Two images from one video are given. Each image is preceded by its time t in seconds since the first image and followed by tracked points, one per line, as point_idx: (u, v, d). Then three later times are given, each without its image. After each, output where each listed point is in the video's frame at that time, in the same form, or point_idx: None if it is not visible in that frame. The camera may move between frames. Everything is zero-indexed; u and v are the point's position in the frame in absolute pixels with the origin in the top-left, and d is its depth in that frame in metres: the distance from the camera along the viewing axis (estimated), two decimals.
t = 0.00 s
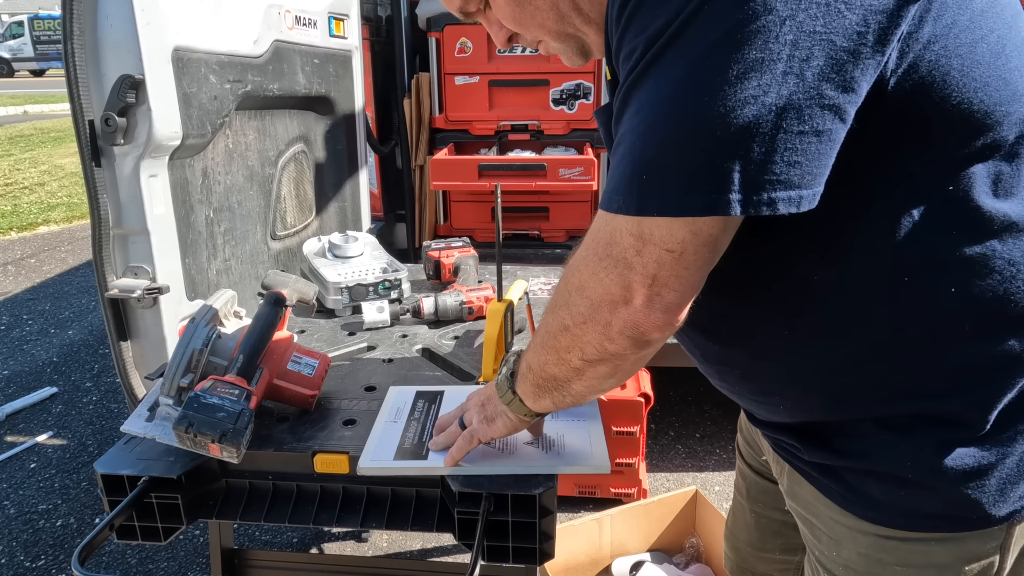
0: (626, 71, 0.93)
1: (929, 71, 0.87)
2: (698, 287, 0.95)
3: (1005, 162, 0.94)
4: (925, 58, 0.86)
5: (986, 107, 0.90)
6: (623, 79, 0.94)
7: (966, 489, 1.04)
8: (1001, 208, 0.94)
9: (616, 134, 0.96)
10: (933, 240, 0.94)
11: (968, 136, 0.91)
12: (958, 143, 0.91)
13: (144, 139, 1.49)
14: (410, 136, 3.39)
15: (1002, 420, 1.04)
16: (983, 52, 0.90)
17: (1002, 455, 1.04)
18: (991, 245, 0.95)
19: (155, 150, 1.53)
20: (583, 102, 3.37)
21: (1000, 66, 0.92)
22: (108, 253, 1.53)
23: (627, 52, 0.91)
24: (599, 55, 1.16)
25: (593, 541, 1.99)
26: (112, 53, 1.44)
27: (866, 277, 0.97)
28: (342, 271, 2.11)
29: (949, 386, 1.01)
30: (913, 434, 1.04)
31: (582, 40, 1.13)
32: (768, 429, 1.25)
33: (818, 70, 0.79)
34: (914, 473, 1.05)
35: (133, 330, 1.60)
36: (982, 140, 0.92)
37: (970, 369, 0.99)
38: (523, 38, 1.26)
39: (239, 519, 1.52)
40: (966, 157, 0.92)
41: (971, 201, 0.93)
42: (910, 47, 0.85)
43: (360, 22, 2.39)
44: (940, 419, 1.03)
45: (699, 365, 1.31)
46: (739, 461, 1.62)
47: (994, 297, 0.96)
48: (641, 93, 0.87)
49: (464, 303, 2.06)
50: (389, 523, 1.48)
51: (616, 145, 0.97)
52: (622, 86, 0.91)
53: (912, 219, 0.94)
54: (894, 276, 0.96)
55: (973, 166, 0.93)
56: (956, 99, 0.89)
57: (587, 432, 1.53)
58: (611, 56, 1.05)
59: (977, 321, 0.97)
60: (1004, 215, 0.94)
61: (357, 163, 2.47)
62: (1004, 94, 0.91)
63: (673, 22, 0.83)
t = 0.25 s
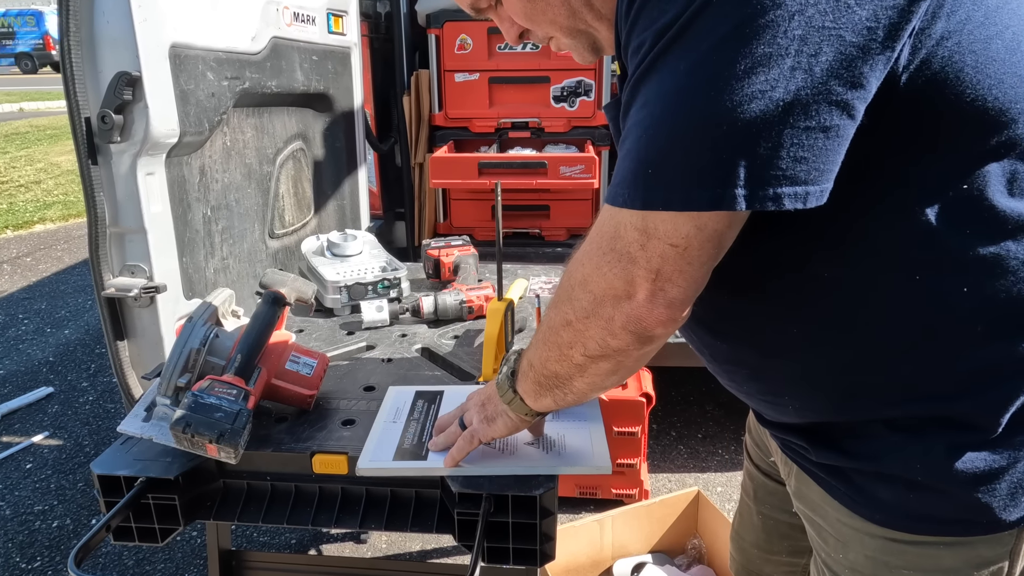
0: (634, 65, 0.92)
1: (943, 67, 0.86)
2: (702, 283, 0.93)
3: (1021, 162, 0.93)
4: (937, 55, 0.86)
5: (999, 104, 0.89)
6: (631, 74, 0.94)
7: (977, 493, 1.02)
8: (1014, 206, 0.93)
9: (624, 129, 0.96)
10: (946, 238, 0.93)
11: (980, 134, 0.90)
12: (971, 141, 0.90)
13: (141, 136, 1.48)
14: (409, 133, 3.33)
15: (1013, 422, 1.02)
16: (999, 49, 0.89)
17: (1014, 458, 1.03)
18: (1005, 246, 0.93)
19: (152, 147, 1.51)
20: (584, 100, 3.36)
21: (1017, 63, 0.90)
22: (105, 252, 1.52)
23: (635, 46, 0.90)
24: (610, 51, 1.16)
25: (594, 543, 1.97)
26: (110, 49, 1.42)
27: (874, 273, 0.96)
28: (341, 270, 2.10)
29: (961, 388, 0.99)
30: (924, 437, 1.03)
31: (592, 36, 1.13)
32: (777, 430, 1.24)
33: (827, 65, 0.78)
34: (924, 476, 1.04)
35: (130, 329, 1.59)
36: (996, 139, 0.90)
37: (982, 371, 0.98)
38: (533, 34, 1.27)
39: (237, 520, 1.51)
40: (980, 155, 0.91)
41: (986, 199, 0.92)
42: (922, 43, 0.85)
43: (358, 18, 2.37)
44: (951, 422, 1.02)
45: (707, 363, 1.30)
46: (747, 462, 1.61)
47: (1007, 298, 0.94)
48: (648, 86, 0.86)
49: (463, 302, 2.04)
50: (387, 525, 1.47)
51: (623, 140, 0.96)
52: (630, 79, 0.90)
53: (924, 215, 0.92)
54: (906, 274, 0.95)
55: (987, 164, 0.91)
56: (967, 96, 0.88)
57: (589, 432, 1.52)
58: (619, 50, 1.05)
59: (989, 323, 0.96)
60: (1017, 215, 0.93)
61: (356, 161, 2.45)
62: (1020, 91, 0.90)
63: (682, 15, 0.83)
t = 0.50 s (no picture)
0: (640, 62, 0.91)
1: (954, 65, 0.85)
2: (707, 282, 0.92)
3: None
4: (949, 53, 0.85)
5: (1011, 103, 0.87)
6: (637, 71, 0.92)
7: (986, 494, 1.01)
8: None
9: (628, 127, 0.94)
10: (955, 237, 0.91)
11: (991, 133, 0.88)
12: (981, 139, 0.89)
13: (138, 134, 1.46)
14: (409, 131, 3.33)
15: None
16: (1010, 47, 0.88)
17: None
18: (1016, 246, 0.92)
19: (149, 145, 1.50)
20: (585, 97, 3.34)
21: None
22: (101, 250, 1.51)
23: (642, 43, 0.89)
24: (616, 49, 1.15)
25: (595, 544, 1.96)
26: (106, 46, 1.41)
27: (882, 271, 0.94)
28: (340, 269, 2.08)
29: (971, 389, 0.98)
30: (933, 438, 1.02)
31: (598, 33, 1.12)
32: (783, 430, 1.23)
33: (835, 63, 0.77)
34: (932, 477, 1.02)
35: (126, 329, 1.58)
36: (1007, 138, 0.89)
37: (992, 371, 0.96)
38: (539, 31, 1.26)
39: (235, 521, 1.49)
40: (991, 155, 0.89)
41: (996, 199, 0.90)
42: (933, 41, 0.84)
43: (357, 15, 2.36)
44: (961, 422, 1.01)
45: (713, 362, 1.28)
46: (752, 462, 1.60)
47: (1018, 299, 0.93)
48: (654, 83, 0.85)
49: (462, 301, 2.02)
50: (387, 526, 1.45)
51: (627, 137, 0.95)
52: (636, 76, 0.89)
53: (933, 214, 0.91)
54: (915, 273, 0.93)
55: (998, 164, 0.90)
56: (977, 94, 0.87)
57: (590, 432, 1.50)
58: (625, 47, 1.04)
59: (999, 323, 0.94)
60: None
61: (355, 159, 2.44)
62: None
63: (689, 11, 0.82)
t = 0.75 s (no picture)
0: (642, 59, 0.89)
1: (960, 62, 0.84)
2: (710, 280, 0.91)
3: None
4: (955, 49, 0.84)
5: (1018, 100, 0.86)
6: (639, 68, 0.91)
7: (993, 495, 0.99)
8: None
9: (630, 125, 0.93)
10: (962, 236, 0.90)
11: (997, 130, 0.87)
12: (988, 137, 0.88)
13: (134, 131, 1.45)
14: (408, 129, 3.33)
15: None
16: (1017, 43, 0.87)
17: None
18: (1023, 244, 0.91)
19: (146, 142, 1.48)
20: (587, 94, 3.32)
21: None
22: (97, 248, 1.49)
23: (645, 39, 0.88)
24: (619, 46, 1.14)
25: (596, 546, 1.95)
26: (102, 42, 1.39)
27: (887, 270, 0.93)
28: (338, 267, 2.07)
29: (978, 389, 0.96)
30: (939, 438, 1.00)
31: (602, 30, 1.11)
32: (788, 430, 1.21)
33: (840, 60, 0.76)
34: (938, 478, 1.01)
35: (123, 328, 1.56)
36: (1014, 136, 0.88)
37: (1000, 370, 0.95)
38: (541, 28, 1.24)
39: (232, 523, 1.48)
40: (998, 152, 0.88)
41: (1003, 196, 0.89)
42: (939, 37, 0.83)
43: (356, 11, 2.34)
44: (967, 422, 0.99)
45: (717, 362, 1.27)
46: (755, 462, 1.58)
47: None
48: (657, 80, 0.84)
49: (462, 301, 2.01)
50: (386, 527, 1.44)
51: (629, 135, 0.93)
52: (639, 72, 0.88)
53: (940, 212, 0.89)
54: (921, 272, 0.92)
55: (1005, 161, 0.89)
56: (985, 91, 0.85)
57: (592, 433, 1.49)
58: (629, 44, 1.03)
59: (1007, 323, 0.93)
60: None
61: (354, 157, 2.43)
62: None
63: (693, 7, 0.80)
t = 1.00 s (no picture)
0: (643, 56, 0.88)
1: (964, 59, 0.83)
2: (712, 279, 0.89)
3: None
4: (959, 45, 0.83)
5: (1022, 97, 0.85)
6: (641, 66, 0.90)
7: (997, 495, 0.98)
8: None
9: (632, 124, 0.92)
10: (966, 234, 0.89)
11: (1001, 127, 0.86)
12: (992, 134, 0.87)
13: (131, 128, 1.43)
14: (407, 126, 3.34)
15: None
16: (1021, 40, 0.86)
17: None
18: None
19: (142, 140, 1.47)
20: (588, 91, 3.29)
21: None
22: (94, 247, 1.48)
23: (646, 35, 0.86)
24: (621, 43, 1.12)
25: (597, 547, 1.93)
26: (99, 39, 1.38)
27: (891, 269, 0.91)
28: (337, 266, 2.05)
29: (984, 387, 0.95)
30: (943, 437, 0.99)
31: (603, 27, 1.09)
32: (791, 430, 1.20)
33: (843, 55, 0.74)
34: (943, 478, 0.99)
35: (120, 327, 1.54)
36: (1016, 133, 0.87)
37: (1005, 369, 0.93)
38: (542, 26, 1.23)
39: (230, 524, 1.46)
40: (1001, 149, 0.87)
41: (1007, 194, 0.88)
42: (942, 33, 0.82)
43: (354, 8, 2.33)
44: (972, 421, 0.98)
45: (719, 362, 1.26)
46: (757, 463, 1.57)
47: None
48: (658, 76, 0.82)
49: (462, 300, 1.99)
50: (385, 528, 1.43)
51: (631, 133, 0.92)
52: (640, 68, 0.86)
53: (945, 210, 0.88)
54: (925, 270, 0.90)
55: (1009, 158, 0.88)
56: (987, 87, 0.84)
57: (593, 433, 1.47)
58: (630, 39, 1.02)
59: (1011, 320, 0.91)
60: None
61: (352, 154, 2.41)
62: None
63: (694, 4, 0.79)
